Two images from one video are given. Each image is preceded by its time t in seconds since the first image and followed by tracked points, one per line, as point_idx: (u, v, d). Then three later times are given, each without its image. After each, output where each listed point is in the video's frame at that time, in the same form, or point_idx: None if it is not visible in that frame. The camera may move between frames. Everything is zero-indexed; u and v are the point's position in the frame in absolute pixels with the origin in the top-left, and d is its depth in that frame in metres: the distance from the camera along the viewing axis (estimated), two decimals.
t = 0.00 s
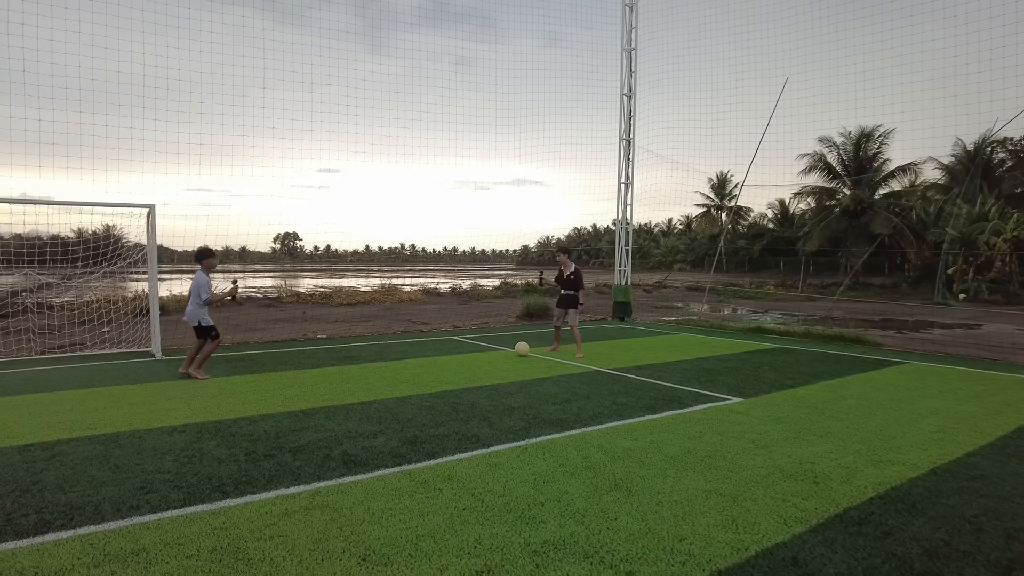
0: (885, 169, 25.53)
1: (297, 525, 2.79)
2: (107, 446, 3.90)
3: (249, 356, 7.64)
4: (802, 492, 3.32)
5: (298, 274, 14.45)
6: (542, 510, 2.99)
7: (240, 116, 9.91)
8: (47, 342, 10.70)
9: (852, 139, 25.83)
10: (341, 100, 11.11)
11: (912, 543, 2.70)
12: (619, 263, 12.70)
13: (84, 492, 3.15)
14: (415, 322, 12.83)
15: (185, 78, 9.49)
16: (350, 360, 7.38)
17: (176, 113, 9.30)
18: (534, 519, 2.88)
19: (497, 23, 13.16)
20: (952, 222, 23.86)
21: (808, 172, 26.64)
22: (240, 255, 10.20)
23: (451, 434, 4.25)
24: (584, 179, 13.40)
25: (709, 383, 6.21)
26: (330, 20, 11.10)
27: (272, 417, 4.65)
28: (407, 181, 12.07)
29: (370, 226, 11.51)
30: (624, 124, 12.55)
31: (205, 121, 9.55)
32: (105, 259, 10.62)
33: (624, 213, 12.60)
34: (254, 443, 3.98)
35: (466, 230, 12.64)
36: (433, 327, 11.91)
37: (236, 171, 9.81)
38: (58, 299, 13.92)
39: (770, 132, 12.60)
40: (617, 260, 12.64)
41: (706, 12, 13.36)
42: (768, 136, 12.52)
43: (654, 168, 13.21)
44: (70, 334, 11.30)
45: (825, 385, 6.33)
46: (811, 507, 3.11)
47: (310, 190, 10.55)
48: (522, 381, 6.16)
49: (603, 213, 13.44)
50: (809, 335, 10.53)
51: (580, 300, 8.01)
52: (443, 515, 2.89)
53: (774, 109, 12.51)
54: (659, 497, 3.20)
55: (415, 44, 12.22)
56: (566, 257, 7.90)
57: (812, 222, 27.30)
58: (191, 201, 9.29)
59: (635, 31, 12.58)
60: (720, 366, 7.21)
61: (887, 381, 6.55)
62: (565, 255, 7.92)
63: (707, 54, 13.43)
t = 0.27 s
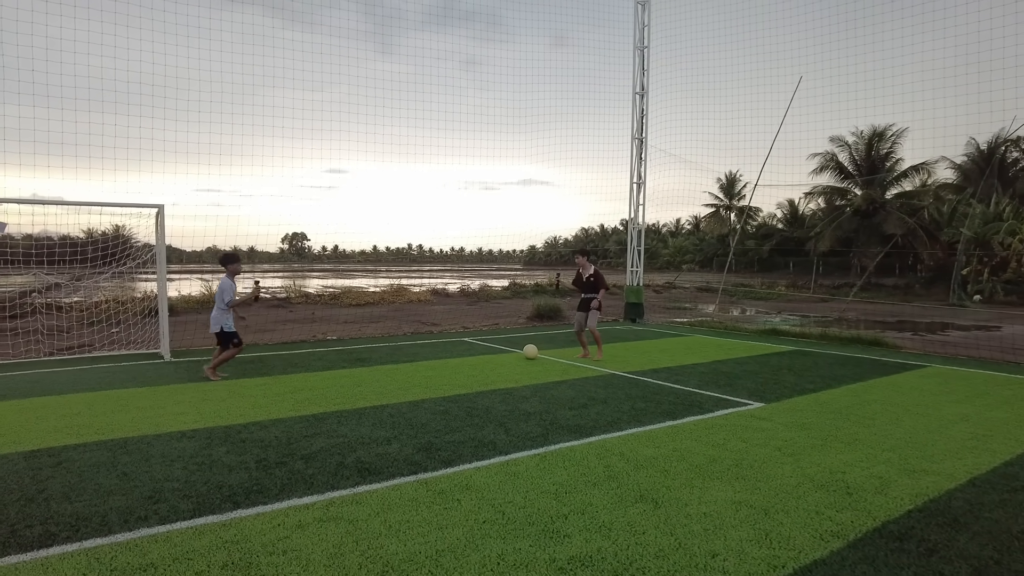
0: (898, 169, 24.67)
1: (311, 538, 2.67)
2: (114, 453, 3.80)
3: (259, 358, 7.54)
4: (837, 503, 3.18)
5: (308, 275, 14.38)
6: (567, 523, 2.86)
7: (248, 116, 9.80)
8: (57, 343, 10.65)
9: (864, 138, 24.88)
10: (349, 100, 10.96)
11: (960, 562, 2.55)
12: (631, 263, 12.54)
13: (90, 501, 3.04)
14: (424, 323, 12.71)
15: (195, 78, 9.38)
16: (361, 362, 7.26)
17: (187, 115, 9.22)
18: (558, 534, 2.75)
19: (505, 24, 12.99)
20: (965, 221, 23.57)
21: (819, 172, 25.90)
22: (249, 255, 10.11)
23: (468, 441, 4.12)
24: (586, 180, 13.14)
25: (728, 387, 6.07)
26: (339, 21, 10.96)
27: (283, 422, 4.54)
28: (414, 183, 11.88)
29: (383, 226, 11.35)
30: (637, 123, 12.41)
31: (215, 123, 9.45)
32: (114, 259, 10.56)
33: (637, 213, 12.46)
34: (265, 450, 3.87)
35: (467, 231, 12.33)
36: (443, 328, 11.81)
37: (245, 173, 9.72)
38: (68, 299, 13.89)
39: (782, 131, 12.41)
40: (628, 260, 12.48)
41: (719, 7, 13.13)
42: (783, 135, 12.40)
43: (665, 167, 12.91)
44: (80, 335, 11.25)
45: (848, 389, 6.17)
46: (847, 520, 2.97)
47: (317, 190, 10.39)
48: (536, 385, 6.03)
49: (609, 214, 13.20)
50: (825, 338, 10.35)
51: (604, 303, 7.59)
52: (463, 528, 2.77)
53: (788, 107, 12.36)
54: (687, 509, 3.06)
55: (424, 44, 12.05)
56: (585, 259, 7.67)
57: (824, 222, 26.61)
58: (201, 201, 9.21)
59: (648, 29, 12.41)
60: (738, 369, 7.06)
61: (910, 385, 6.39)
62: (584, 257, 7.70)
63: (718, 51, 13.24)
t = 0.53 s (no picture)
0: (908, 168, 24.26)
1: (320, 549, 2.55)
2: (118, 458, 3.69)
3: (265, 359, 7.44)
4: (868, 512, 3.04)
5: (314, 275, 14.30)
6: (587, 534, 2.73)
7: (253, 117, 9.67)
8: (64, 344, 10.60)
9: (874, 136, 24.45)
10: (354, 102, 10.80)
11: None
12: (641, 263, 12.39)
13: (92, 510, 2.93)
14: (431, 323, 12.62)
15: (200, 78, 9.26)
16: (369, 363, 7.16)
17: (192, 117, 9.11)
18: (578, 545, 2.63)
19: (510, 24, 12.82)
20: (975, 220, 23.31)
21: (828, 171, 25.41)
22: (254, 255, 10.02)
23: (480, 446, 4.01)
24: (594, 180, 13.05)
25: (744, 390, 5.93)
26: (345, 23, 10.78)
27: (290, 426, 4.43)
28: (419, 183, 11.71)
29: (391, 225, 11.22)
30: (647, 120, 12.28)
31: (220, 125, 9.35)
32: (121, 260, 10.49)
33: (646, 213, 12.36)
34: (272, 455, 3.76)
35: (475, 231, 12.11)
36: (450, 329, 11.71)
37: (251, 173, 9.62)
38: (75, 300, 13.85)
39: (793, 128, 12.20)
40: (638, 259, 12.33)
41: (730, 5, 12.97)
42: (795, 128, 12.11)
43: (673, 166, 12.81)
44: (86, 335, 11.20)
45: (866, 391, 6.02)
46: (881, 531, 2.83)
47: (323, 191, 10.26)
48: (548, 387, 5.91)
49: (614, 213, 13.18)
50: (839, 338, 10.20)
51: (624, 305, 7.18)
52: (480, 540, 2.65)
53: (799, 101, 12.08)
54: (712, 519, 2.94)
55: (429, 44, 11.87)
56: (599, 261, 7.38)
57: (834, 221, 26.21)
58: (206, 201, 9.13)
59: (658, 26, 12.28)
60: (753, 371, 6.92)
61: (930, 387, 6.24)
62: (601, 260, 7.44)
63: (727, 47, 13.15)
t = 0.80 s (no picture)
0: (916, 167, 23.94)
1: (325, 564, 2.42)
2: (117, 465, 3.57)
3: (269, 361, 7.34)
4: (899, 524, 2.90)
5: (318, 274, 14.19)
6: (606, 549, 2.59)
7: (255, 117, 9.52)
8: (67, 344, 10.51)
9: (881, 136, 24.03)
10: (360, 101, 10.68)
11: None
12: (649, 262, 12.25)
13: (89, 521, 2.81)
14: (437, 323, 12.52)
15: (204, 76, 9.12)
16: (375, 365, 7.04)
17: (195, 117, 8.99)
18: (597, 561, 2.49)
19: (515, 22, 12.67)
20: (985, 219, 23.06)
21: (836, 170, 25.01)
22: (258, 255, 9.91)
23: (490, 451, 3.88)
24: (600, 178, 12.83)
25: (759, 392, 5.79)
26: (348, 22, 10.63)
27: (295, 431, 4.30)
28: (421, 183, 11.49)
29: (396, 225, 11.09)
30: (653, 119, 12.10)
31: (223, 126, 9.23)
32: (124, 260, 10.39)
33: (654, 211, 12.17)
34: (276, 461, 3.63)
35: (480, 231, 12.02)
36: (456, 329, 11.59)
37: (254, 173, 9.49)
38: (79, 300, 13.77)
39: (803, 125, 12.16)
40: (645, 259, 12.20)
41: None
42: (806, 125, 12.19)
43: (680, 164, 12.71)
44: (90, 336, 11.11)
45: (885, 394, 5.88)
46: (915, 545, 2.69)
47: (327, 191, 10.17)
48: (558, 389, 5.78)
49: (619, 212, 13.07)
50: (851, 339, 10.05)
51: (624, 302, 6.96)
52: (493, 554, 2.51)
53: (811, 98, 12.05)
54: (736, 531, 2.80)
55: (433, 44, 11.71)
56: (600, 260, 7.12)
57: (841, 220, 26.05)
58: (209, 201, 9.01)
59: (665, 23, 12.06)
60: (766, 373, 6.77)
61: (950, 389, 6.09)
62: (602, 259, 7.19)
63: (736, 42, 12.83)
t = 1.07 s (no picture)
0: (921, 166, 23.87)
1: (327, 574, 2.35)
2: (117, 469, 3.52)
3: (271, 361, 7.28)
4: (917, 532, 2.82)
5: (321, 273, 14.12)
6: (616, 558, 2.52)
7: (257, 117, 9.47)
8: (70, 345, 10.47)
9: (886, 134, 24.02)
10: (363, 100, 10.63)
11: None
12: (653, 262, 12.16)
13: (87, 528, 2.75)
14: (440, 323, 12.46)
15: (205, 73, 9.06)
16: (378, 365, 6.99)
17: (197, 117, 8.92)
18: (607, 570, 2.42)
19: (518, 21, 12.60)
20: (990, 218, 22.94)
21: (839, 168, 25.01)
22: (260, 254, 9.87)
23: (495, 455, 3.82)
24: (604, 178, 12.75)
25: (767, 394, 5.71)
26: (350, 21, 10.56)
27: (297, 434, 4.24)
28: (420, 184, 11.36)
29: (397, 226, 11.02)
30: (659, 118, 12.05)
31: (224, 125, 9.17)
32: (126, 260, 10.34)
33: (660, 211, 12.10)
34: (278, 466, 3.58)
35: (481, 232, 11.97)
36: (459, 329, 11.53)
37: (256, 172, 9.44)
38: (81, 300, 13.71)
39: (808, 124, 11.82)
40: (650, 258, 12.12)
41: None
42: (812, 124, 11.84)
43: (687, 163, 12.47)
44: (92, 336, 11.07)
45: (895, 395, 5.80)
46: (934, 554, 2.61)
47: (331, 191, 10.08)
48: (563, 391, 5.70)
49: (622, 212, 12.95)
50: (857, 339, 9.98)
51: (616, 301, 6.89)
52: (501, 564, 2.44)
53: (814, 96, 11.80)
54: (749, 539, 2.72)
55: (436, 44, 11.62)
56: (602, 258, 6.90)
57: (846, 219, 25.94)
58: (212, 201, 8.93)
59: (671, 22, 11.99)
60: (774, 375, 6.70)
61: (961, 391, 6.01)
62: (600, 257, 7.00)
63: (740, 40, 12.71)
